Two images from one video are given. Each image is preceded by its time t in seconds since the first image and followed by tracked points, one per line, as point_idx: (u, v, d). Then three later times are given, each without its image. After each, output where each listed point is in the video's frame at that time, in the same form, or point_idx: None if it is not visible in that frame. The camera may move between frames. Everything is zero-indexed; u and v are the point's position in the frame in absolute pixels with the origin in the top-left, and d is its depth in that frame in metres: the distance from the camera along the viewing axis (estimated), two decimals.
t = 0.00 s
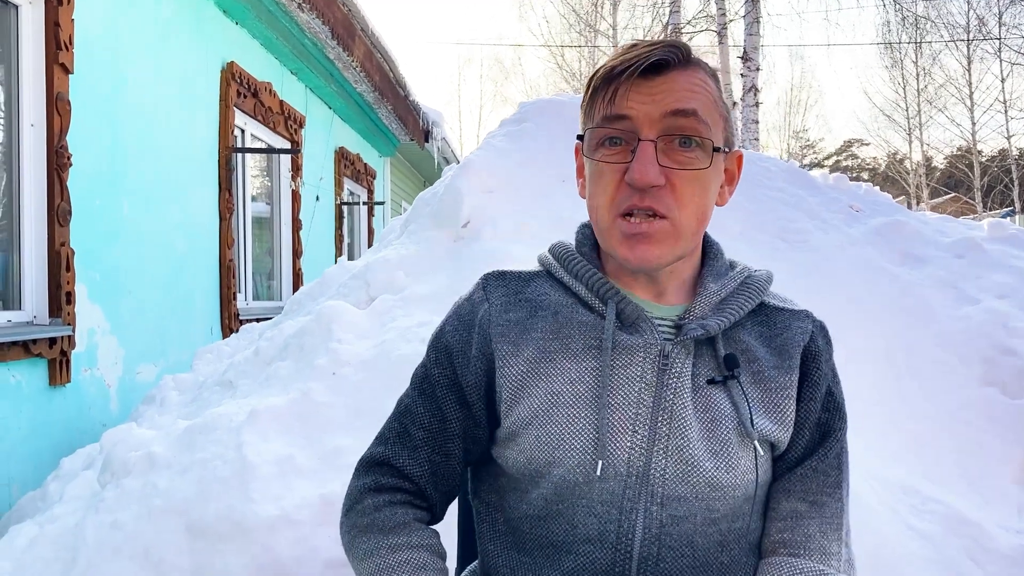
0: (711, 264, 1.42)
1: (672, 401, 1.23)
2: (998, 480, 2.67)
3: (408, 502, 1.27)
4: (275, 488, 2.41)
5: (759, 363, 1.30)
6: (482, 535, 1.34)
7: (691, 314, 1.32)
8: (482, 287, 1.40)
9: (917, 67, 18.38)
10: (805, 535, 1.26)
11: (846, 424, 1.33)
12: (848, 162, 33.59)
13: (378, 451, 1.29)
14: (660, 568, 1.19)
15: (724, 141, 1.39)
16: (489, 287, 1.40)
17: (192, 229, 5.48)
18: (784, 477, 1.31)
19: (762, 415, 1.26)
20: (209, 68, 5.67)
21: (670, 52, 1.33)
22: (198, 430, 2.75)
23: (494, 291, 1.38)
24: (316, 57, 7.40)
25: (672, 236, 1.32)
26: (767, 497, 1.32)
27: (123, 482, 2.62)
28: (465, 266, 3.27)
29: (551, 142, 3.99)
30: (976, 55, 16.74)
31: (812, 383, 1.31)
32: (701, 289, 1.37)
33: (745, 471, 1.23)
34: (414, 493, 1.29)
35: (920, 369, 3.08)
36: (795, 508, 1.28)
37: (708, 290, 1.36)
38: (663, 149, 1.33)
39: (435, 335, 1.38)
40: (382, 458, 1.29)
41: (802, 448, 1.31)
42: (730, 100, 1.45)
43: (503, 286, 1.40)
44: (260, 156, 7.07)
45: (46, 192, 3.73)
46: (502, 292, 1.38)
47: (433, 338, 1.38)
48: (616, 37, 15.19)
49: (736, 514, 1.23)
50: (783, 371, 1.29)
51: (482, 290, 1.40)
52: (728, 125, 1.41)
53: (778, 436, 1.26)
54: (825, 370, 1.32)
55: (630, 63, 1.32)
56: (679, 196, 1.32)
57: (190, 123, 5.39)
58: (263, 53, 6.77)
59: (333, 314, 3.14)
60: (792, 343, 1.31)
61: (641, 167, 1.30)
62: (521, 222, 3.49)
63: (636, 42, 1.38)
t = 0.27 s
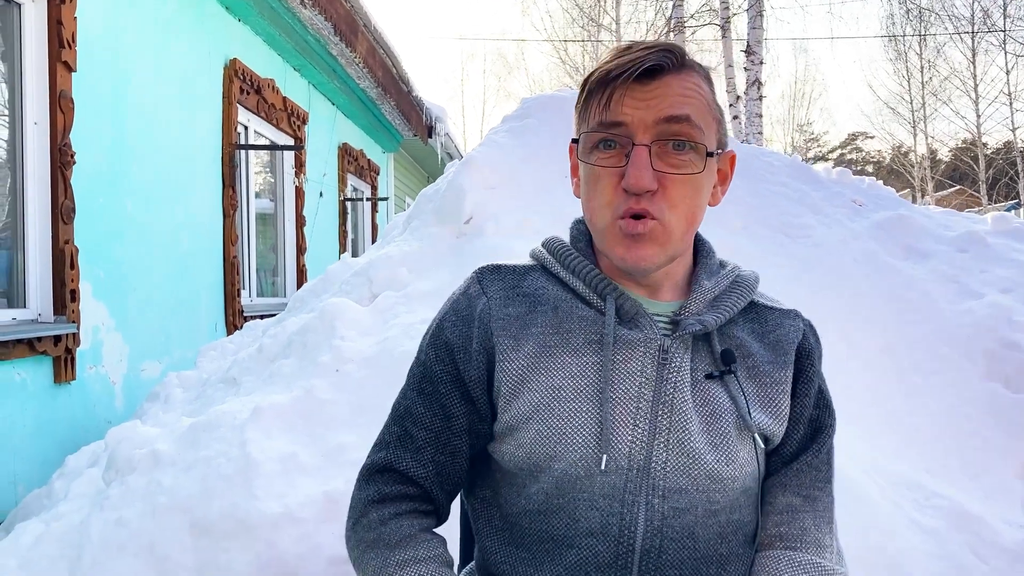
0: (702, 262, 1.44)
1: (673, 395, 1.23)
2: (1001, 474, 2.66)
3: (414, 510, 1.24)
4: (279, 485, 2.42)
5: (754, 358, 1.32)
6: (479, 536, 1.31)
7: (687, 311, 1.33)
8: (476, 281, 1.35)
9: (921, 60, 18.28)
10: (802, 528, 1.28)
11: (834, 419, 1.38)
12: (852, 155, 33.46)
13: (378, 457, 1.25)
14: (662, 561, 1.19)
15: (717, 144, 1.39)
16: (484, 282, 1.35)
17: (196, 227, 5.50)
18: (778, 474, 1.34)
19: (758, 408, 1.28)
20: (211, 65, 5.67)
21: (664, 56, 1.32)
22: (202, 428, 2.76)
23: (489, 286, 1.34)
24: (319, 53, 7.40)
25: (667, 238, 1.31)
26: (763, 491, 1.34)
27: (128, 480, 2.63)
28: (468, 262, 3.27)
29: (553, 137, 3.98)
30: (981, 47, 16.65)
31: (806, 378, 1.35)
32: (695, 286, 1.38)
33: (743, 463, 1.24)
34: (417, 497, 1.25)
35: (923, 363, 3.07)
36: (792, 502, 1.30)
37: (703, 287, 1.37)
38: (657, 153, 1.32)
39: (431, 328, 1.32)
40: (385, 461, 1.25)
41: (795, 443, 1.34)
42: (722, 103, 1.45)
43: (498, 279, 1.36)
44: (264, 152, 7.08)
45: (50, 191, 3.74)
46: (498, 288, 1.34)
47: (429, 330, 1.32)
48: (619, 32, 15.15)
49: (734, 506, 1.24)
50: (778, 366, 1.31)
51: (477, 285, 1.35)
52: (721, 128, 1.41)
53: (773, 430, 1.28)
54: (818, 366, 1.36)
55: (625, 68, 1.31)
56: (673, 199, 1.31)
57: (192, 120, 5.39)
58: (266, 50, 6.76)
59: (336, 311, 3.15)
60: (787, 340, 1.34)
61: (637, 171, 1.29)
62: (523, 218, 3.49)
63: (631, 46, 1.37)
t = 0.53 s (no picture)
0: (692, 259, 1.45)
1: (648, 388, 1.25)
2: (1003, 465, 2.66)
3: (429, 508, 1.28)
4: (282, 481, 2.43)
5: (734, 355, 1.32)
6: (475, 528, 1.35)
7: (670, 307, 1.35)
8: (470, 274, 1.42)
9: (926, 50, 18.18)
10: (794, 527, 1.27)
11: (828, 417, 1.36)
12: (856, 146, 33.34)
13: (389, 453, 1.28)
14: (639, 553, 1.20)
15: (706, 143, 1.39)
16: (477, 275, 1.42)
17: (199, 223, 5.51)
18: (771, 473, 1.33)
19: (735, 405, 1.29)
20: (213, 61, 5.67)
21: (653, 57, 1.32)
22: (206, 424, 2.77)
23: (483, 279, 1.40)
24: (321, 48, 7.39)
25: (653, 238, 1.32)
26: (754, 490, 1.34)
27: (132, 476, 2.65)
28: (470, 257, 3.27)
29: (555, 131, 3.97)
30: (986, 37, 16.55)
31: (790, 377, 1.34)
32: (681, 283, 1.40)
33: (724, 458, 1.25)
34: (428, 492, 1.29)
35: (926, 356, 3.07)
36: (782, 501, 1.30)
37: (687, 285, 1.38)
38: (645, 153, 1.32)
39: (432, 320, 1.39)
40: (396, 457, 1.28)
41: (782, 441, 1.34)
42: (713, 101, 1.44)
43: (491, 273, 1.42)
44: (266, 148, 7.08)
45: (53, 187, 3.75)
46: (490, 280, 1.40)
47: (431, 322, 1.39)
48: (622, 24, 15.08)
49: (717, 502, 1.25)
50: (757, 362, 1.32)
51: (471, 277, 1.41)
52: (710, 127, 1.41)
53: (751, 426, 1.28)
54: (802, 363, 1.36)
55: (614, 69, 1.32)
56: (660, 200, 1.32)
57: (195, 116, 5.40)
58: (268, 45, 6.76)
59: (338, 306, 3.15)
60: (769, 338, 1.34)
61: (624, 172, 1.30)
62: (525, 212, 3.49)
63: (620, 46, 1.37)
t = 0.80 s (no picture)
0: (677, 258, 1.51)
1: (632, 384, 1.33)
2: (1000, 455, 2.68)
3: (446, 501, 1.35)
4: (285, 473, 2.46)
5: (715, 351, 1.40)
6: (471, 518, 1.43)
7: (655, 305, 1.42)
8: (464, 271, 1.49)
9: (930, 40, 18.06)
10: (779, 515, 1.34)
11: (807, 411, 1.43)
12: (859, 137, 33.20)
13: (405, 451, 1.35)
14: (625, 540, 1.29)
15: (692, 146, 1.44)
16: (471, 271, 1.49)
17: (202, 217, 5.53)
18: (753, 464, 1.40)
19: (715, 399, 1.36)
20: (214, 55, 5.68)
21: (643, 63, 1.37)
22: (209, 417, 2.80)
23: (476, 275, 1.47)
24: (321, 41, 7.39)
25: (640, 238, 1.37)
26: (736, 480, 1.41)
27: (137, 469, 2.68)
28: (470, 250, 3.28)
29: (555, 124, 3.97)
30: (990, 26, 16.44)
31: (769, 372, 1.41)
32: (665, 281, 1.47)
33: (704, 450, 1.33)
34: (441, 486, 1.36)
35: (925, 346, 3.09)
36: (764, 491, 1.37)
37: (672, 283, 1.45)
38: (634, 156, 1.38)
39: (428, 313, 1.46)
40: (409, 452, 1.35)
41: (762, 434, 1.41)
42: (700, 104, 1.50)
43: (484, 270, 1.49)
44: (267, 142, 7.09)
45: (56, 183, 3.77)
46: (484, 276, 1.46)
47: (428, 316, 1.45)
48: (624, 15, 15.01)
49: (699, 492, 1.33)
50: (738, 358, 1.39)
51: (465, 273, 1.48)
52: (697, 130, 1.46)
53: (730, 420, 1.36)
54: (782, 359, 1.42)
55: (605, 74, 1.37)
56: (647, 201, 1.37)
57: (196, 111, 5.41)
58: (269, 39, 6.75)
59: (340, 300, 3.17)
60: (749, 334, 1.42)
61: (613, 174, 1.35)
62: (525, 206, 3.50)
63: (611, 50, 1.41)
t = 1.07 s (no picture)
0: (654, 245, 1.54)
1: (607, 372, 1.39)
2: (989, 439, 2.72)
3: (426, 491, 1.43)
4: (285, 460, 2.50)
5: (691, 335, 1.44)
6: (463, 506, 1.52)
7: (630, 294, 1.46)
8: (448, 271, 1.58)
9: (931, 29, 18.00)
10: (775, 487, 1.36)
11: (791, 386, 1.44)
12: (861, 126, 33.11)
13: (379, 440, 1.43)
14: (604, 522, 1.35)
15: (667, 147, 1.47)
16: (455, 271, 1.57)
17: (202, 210, 5.57)
18: (740, 442, 1.43)
19: (690, 383, 1.40)
20: (214, 48, 5.70)
21: (616, 73, 1.38)
22: (210, 406, 2.84)
23: (460, 275, 1.56)
24: (321, 33, 7.40)
25: (620, 245, 1.44)
26: (727, 459, 1.44)
27: (139, 457, 2.72)
28: (467, 241, 3.32)
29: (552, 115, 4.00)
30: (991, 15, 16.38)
31: (745, 353, 1.43)
32: (642, 270, 1.50)
33: (683, 432, 1.37)
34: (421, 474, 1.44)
35: (915, 334, 3.13)
36: (754, 467, 1.39)
37: (648, 271, 1.49)
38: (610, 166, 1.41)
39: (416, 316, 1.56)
40: (387, 442, 1.43)
41: (743, 414, 1.43)
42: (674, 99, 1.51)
43: (466, 268, 1.57)
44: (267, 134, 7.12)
45: (57, 176, 3.80)
46: (466, 276, 1.55)
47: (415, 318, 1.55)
48: (624, 6, 14.98)
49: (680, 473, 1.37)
50: (712, 342, 1.42)
51: (449, 274, 1.57)
52: (671, 129, 1.48)
53: (707, 402, 1.39)
54: (758, 339, 1.44)
55: (579, 87, 1.38)
56: (624, 208, 1.42)
57: (196, 103, 5.44)
58: (268, 31, 6.77)
59: (339, 290, 3.21)
60: (723, 317, 1.44)
61: (590, 187, 1.39)
62: (522, 197, 3.53)
63: (583, 57, 1.42)
